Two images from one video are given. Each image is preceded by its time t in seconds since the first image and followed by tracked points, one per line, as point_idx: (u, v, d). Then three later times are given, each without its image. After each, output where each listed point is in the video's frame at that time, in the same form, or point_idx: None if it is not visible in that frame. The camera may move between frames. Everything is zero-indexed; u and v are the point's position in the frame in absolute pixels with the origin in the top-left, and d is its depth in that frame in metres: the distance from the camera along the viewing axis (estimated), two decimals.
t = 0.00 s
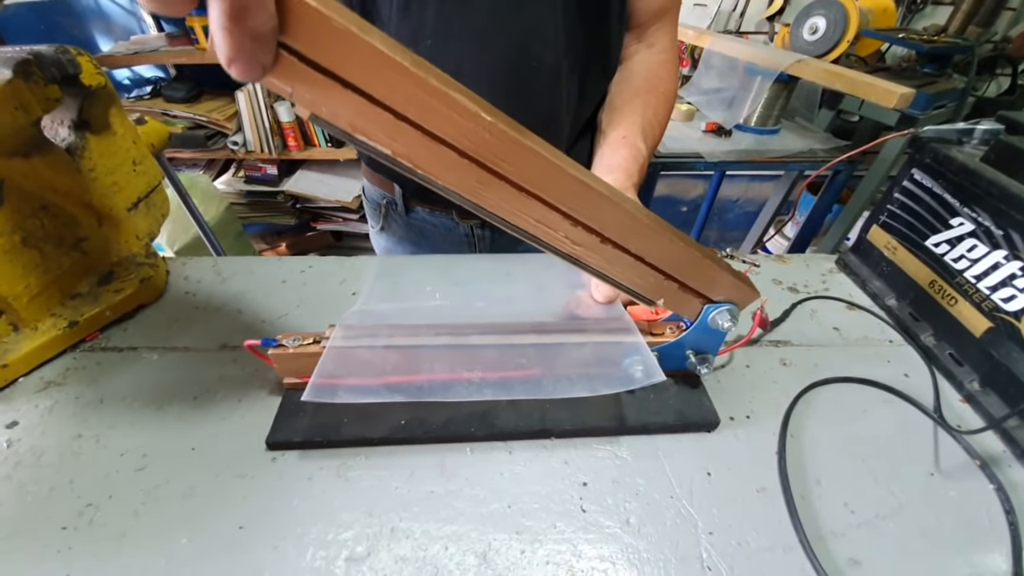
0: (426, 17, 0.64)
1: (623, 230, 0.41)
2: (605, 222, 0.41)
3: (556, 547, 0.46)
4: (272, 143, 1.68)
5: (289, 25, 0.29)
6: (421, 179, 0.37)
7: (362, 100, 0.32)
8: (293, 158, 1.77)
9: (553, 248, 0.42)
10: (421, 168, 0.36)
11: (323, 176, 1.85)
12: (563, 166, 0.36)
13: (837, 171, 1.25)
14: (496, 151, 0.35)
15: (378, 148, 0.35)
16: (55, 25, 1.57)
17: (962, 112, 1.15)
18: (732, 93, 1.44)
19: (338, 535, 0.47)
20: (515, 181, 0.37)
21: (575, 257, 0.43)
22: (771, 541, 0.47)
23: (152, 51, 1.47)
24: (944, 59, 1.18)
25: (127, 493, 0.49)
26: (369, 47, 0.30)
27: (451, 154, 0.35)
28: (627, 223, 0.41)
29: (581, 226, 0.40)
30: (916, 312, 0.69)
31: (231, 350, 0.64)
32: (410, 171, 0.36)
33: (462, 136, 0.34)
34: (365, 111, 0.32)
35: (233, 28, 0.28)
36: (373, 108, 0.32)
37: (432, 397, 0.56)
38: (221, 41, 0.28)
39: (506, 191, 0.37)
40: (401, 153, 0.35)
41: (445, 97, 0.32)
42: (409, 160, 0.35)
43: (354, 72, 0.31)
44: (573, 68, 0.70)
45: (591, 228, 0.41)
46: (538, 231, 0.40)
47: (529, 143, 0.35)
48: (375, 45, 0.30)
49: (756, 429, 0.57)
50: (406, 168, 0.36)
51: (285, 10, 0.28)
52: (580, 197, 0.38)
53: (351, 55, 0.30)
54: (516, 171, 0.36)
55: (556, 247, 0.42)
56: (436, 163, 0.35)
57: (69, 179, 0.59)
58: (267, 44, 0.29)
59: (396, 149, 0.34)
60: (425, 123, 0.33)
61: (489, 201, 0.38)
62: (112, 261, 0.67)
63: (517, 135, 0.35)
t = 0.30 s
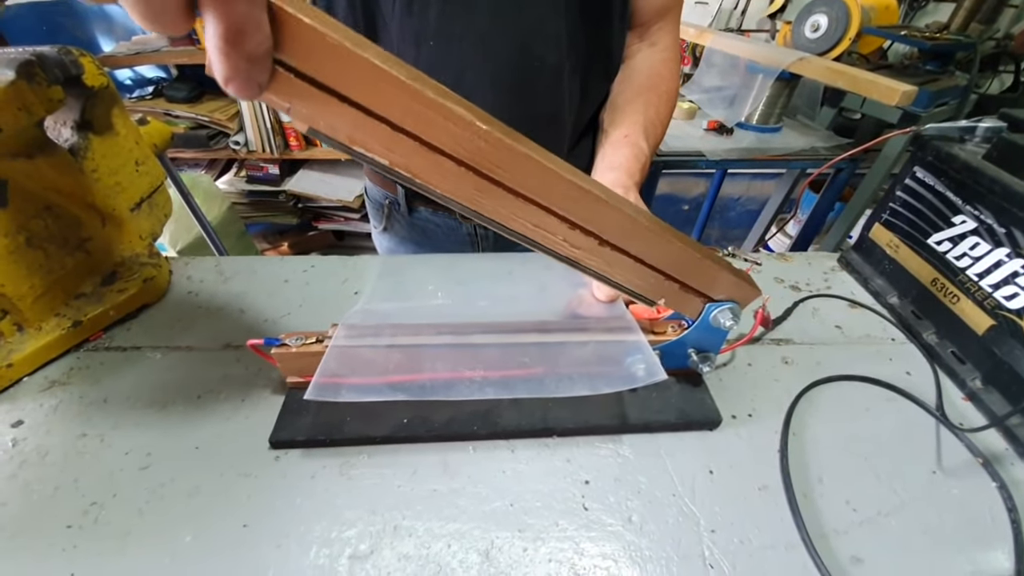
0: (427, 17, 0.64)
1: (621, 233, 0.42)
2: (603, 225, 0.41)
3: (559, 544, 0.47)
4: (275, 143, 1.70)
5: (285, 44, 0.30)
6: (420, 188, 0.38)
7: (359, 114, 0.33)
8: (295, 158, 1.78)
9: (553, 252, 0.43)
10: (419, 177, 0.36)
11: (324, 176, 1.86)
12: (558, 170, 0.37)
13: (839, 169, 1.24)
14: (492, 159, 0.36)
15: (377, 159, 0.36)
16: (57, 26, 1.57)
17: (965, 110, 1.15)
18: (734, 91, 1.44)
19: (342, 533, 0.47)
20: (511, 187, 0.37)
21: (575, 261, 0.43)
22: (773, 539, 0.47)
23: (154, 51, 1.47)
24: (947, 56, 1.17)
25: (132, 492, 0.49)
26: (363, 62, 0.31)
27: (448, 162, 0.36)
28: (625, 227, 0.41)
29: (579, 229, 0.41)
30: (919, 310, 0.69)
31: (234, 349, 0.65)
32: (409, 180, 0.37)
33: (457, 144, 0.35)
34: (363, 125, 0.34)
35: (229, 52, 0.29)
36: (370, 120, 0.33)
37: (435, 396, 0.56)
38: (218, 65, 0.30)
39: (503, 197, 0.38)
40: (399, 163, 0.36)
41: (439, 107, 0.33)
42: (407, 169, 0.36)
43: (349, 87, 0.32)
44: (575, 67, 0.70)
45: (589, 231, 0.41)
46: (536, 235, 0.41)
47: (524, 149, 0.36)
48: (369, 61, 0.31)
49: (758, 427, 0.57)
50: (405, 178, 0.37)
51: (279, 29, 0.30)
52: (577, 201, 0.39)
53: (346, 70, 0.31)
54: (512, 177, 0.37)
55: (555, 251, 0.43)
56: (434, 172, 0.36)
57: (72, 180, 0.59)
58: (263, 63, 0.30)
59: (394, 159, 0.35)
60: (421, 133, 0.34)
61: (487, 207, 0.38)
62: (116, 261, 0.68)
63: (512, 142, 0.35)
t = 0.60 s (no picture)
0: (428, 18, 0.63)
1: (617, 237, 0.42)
2: (599, 231, 0.41)
3: (560, 544, 0.47)
4: (275, 143, 1.71)
5: (277, 68, 0.31)
6: (416, 200, 0.38)
7: (353, 131, 0.33)
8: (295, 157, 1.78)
9: (550, 258, 0.43)
10: (415, 190, 0.37)
11: (325, 176, 1.86)
12: (551, 178, 0.37)
13: (840, 167, 1.24)
14: (485, 168, 0.36)
15: (372, 174, 0.36)
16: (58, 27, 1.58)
17: (967, 109, 1.15)
18: (734, 90, 1.44)
19: (343, 533, 0.47)
20: (505, 195, 0.37)
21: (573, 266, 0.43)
22: (774, 538, 0.47)
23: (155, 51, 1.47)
24: (948, 54, 1.17)
25: (134, 491, 0.49)
26: (353, 80, 0.31)
27: (441, 174, 0.36)
28: (620, 230, 0.41)
29: (575, 234, 0.41)
30: (920, 309, 0.69)
31: (235, 348, 0.65)
32: (405, 194, 0.37)
33: (451, 157, 0.35)
34: (357, 141, 0.34)
35: (222, 84, 0.30)
36: (363, 136, 0.34)
37: (435, 395, 0.56)
38: (212, 94, 0.30)
39: (497, 205, 0.38)
40: (394, 177, 0.36)
41: (429, 120, 0.33)
42: (402, 183, 0.36)
43: (343, 107, 0.32)
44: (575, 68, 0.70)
45: (586, 236, 0.41)
46: (533, 242, 0.41)
47: (515, 157, 0.36)
48: (360, 80, 0.31)
49: (759, 427, 0.57)
50: (400, 191, 0.37)
51: (271, 54, 0.30)
52: (572, 208, 0.39)
53: (339, 90, 0.31)
54: (505, 185, 0.37)
55: (553, 256, 0.43)
56: (428, 184, 0.36)
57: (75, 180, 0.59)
58: (257, 92, 0.31)
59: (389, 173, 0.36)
60: (413, 146, 0.34)
61: (482, 216, 0.38)
62: (117, 260, 0.68)
63: (504, 152, 0.35)
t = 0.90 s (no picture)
0: (427, 19, 0.62)
1: (610, 247, 0.42)
2: (589, 241, 0.41)
3: (560, 543, 0.47)
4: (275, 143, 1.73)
5: (271, 109, 0.31)
6: (410, 222, 0.38)
7: (343, 161, 0.34)
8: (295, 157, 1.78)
9: (543, 268, 0.43)
10: (408, 212, 0.37)
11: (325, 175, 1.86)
12: (538, 194, 0.37)
13: (840, 167, 1.24)
14: (474, 189, 0.36)
15: (366, 199, 0.36)
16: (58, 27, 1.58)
17: (966, 109, 1.15)
18: (734, 90, 1.44)
19: (342, 532, 0.47)
20: (496, 212, 0.37)
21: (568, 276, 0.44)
22: (773, 537, 0.47)
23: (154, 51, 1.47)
24: (948, 54, 1.17)
25: (134, 491, 0.49)
26: (339, 112, 0.31)
27: (433, 196, 0.36)
28: (612, 240, 0.41)
29: (566, 245, 0.41)
30: (919, 309, 0.69)
31: (234, 348, 0.65)
32: (398, 216, 0.37)
33: (440, 179, 0.35)
34: (348, 169, 0.34)
35: (220, 137, 0.30)
36: (353, 165, 0.34)
37: (434, 395, 0.56)
38: (209, 145, 0.30)
39: (490, 223, 0.38)
40: (387, 201, 0.36)
41: (416, 146, 0.33)
42: (395, 206, 0.36)
43: (333, 138, 0.32)
44: (574, 68, 0.71)
45: (578, 247, 0.41)
46: (526, 254, 0.41)
47: (503, 176, 0.36)
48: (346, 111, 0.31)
49: (758, 427, 0.57)
50: (394, 213, 0.37)
51: (263, 97, 0.30)
52: (561, 220, 0.39)
53: (328, 121, 0.32)
54: (495, 204, 0.37)
55: (547, 267, 0.43)
56: (421, 206, 0.36)
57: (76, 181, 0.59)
58: (252, 138, 0.31)
59: (382, 197, 0.36)
60: (403, 171, 0.34)
61: (475, 233, 0.39)
62: (117, 260, 0.68)
63: (490, 171, 0.36)
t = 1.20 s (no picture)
0: (426, 19, 0.62)
1: (603, 250, 0.42)
2: (582, 246, 0.42)
3: (559, 543, 0.47)
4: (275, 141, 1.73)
5: (268, 131, 0.32)
6: (407, 233, 0.39)
7: (339, 178, 0.35)
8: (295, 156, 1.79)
9: (539, 273, 0.44)
10: (404, 223, 0.38)
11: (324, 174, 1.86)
12: (529, 202, 0.38)
13: (839, 167, 1.24)
14: (467, 199, 0.37)
15: (363, 213, 0.37)
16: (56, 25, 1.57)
17: (966, 108, 1.15)
18: (734, 89, 1.44)
19: (341, 532, 0.47)
20: (490, 221, 0.38)
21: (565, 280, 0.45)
22: (772, 536, 0.47)
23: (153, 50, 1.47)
24: (948, 54, 1.17)
25: (132, 491, 0.49)
26: (334, 132, 0.33)
27: (428, 208, 0.37)
28: (604, 243, 0.42)
29: (561, 251, 0.41)
30: (919, 309, 0.69)
31: (233, 348, 0.65)
32: (394, 228, 0.38)
33: (432, 191, 0.36)
34: (344, 186, 0.35)
35: (219, 163, 0.31)
36: (349, 182, 0.35)
37: (433, 395, 0.56)
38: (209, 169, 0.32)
39: (484, 231, 0.39)
40: (384, 214, 0.37)
41: (409, 161, 0.34)
42: (391, 218, 0.37)
43: (327, 156, 0.34)
44: (574, 68, 0.71)
45: (572, 252, 0.42)
46: (521, 261, 0.42)
47: (495, 185, 0.37)
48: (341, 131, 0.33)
49: (758, 427, 0.57)
50: (391, 225, 0.38)
51: (260, 120, 0.31)
52: (554, 226, 0.40)
53: (323, 139, 0.33)
54: (489, 213, 0.38)
55: (543, 272, 0.44)
56: (416, 217, 0.37)
57: (75, 180, 0.59)
58: (250, 160, 0.32)
59: (378, 210, 0.37)
60: (398, 186, 0.35)
61: (471, 242, 0.40)
62: (116, 259, 0.68)
63: (482, 181, 0.37)
